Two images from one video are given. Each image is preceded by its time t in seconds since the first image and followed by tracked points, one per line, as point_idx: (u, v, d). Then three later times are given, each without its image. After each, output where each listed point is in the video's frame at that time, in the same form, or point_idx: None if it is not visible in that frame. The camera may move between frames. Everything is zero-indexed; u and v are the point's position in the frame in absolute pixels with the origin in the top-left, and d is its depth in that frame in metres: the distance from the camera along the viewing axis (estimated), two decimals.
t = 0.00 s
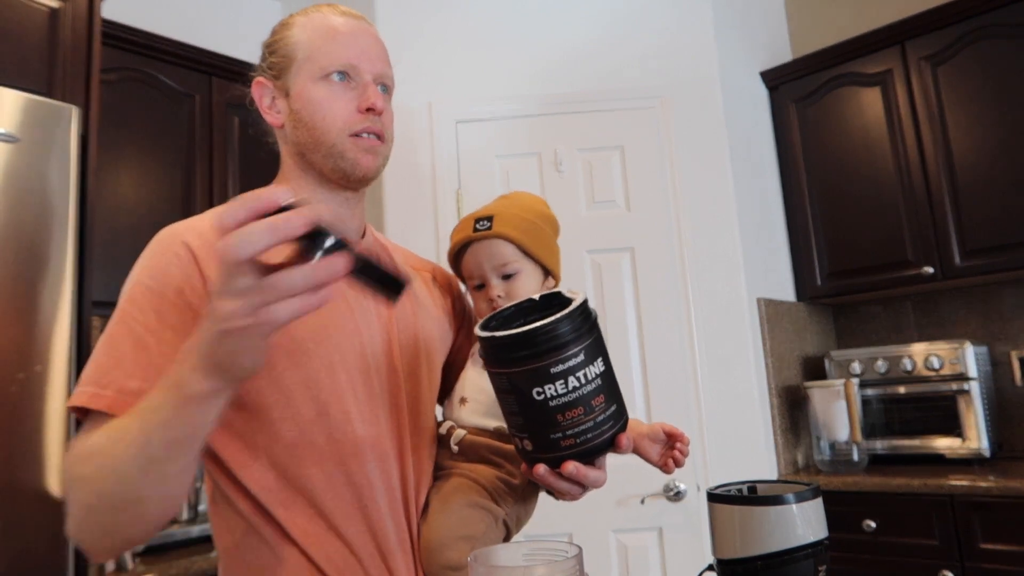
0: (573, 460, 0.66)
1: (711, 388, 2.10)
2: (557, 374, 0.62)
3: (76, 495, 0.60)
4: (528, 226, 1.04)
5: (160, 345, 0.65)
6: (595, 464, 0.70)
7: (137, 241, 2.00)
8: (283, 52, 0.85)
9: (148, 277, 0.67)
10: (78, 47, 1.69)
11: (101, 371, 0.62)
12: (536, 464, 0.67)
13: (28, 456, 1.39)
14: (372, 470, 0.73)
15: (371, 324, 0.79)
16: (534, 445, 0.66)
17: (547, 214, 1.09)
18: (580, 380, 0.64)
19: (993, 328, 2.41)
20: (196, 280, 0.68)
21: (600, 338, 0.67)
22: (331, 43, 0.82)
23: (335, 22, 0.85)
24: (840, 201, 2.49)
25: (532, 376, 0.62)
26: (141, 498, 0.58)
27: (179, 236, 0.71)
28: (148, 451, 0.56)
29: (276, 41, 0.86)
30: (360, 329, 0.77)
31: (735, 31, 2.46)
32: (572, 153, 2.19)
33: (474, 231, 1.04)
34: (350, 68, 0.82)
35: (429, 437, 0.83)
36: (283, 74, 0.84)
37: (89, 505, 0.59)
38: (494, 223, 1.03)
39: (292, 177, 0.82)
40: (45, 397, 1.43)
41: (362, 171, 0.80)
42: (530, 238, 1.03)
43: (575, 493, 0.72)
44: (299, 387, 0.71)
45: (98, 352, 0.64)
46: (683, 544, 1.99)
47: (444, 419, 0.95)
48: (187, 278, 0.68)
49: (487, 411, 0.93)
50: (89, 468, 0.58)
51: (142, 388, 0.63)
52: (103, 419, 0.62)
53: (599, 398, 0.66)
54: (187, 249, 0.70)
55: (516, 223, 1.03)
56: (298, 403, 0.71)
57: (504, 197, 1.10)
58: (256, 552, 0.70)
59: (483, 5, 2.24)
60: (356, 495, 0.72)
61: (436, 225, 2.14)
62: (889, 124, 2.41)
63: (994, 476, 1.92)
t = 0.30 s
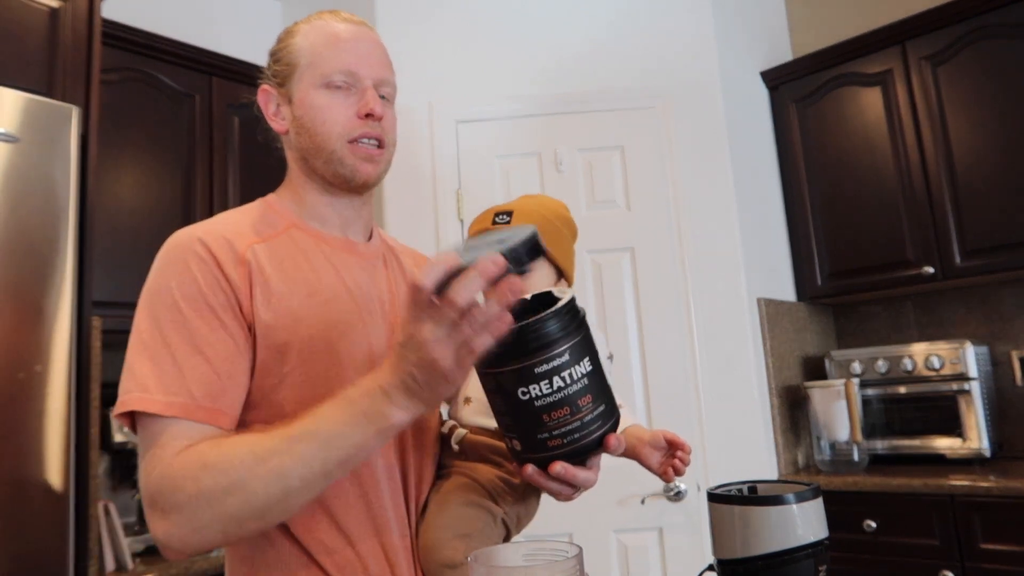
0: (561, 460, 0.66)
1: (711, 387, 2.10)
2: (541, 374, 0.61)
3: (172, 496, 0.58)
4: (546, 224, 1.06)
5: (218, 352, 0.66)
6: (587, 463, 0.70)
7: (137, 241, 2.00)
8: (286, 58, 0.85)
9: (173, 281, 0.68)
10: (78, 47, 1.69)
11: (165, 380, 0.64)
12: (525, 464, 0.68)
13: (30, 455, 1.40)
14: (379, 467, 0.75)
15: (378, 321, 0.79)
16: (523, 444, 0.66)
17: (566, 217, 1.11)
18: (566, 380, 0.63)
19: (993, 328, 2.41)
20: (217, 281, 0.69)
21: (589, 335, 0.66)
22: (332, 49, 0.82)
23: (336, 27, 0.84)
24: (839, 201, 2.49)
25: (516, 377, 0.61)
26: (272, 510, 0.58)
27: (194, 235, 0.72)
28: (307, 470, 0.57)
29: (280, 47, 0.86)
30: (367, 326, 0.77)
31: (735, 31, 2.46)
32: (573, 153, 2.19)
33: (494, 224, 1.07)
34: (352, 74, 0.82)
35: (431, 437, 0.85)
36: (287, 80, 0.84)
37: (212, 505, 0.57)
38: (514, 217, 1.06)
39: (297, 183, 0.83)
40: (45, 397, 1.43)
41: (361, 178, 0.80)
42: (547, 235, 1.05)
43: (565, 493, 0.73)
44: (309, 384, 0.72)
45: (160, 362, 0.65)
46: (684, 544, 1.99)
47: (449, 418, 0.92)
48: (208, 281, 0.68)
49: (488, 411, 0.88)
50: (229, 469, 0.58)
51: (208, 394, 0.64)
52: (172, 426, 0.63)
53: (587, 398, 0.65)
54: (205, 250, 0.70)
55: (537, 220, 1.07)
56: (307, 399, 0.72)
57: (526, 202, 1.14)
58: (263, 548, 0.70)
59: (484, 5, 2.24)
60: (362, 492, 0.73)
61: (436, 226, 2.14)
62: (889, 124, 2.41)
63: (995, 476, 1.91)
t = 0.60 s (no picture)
0: (558, 471, 0.64)
1: (711, 388, 2.10)
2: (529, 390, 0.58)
3: (175, 500, 0.60)
4: (556, 225, 1.06)
5: (222, 356, 0.66)
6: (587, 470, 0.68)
7: (137, 240, 2.00)
8: (304, 62, 0.84)
9: (183, 283, 0.68)
10: (78, 46, 1.69)
11: (167, 382, 0.64)
12: (524, 473, 0.66)
13: (30, 455, 1.39)
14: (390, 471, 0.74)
15: (386, 325, 0.78)
16: (521, 454, 0.63)
17: (572, 217, 1.11)
18: (560, 393, 0.59)
19: (994, 328, 2.40)
20: (226, 285, 0.69)
21: (586, 342, 0.60)
22: (351, 57, 0.81)
23: (355, 34, 0.83)
24: (839, 200, 2.49)
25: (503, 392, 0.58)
26: (266, 529, 0.59)
27: (204, 239, 0.72)
28: (308, 499, 0.59)
29: (297, 50, 0.86)
30: (375, 329, 0.76)
31: (735, 30, 2.45)
32: (573, 152, 2.19)
33: (503, 222, 1.05)
34: (371, 83, 0.81)
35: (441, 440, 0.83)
36: (305, 85, 0.84)
37: (210, 516, 0.59)
38: (525, 216, 1.05)
39: (310, 187, 0.83)
40: (45, 398, 1.43)
41: (377, 186, 0.81)
42: (557, 236, 1.06)
43: (568, 499, 0.72)
44: (317, 387, 0.71)
45: (163, 365, 0.65)
46: (684, 545, 1.99)
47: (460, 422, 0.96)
48: (219, 287, 0.68)
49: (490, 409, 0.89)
50: (233, 485, 0.59)
51: (210, 397, 0.65)
52: (174, 427, 0.64)
53: (584, 409, 0.61)
54: (215, 253, 0.70)
55: (547, 219, 1.06)
56: (315, 402, 0.71)
57: (532, 198, 1.13)
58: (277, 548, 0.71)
59: (485, 5, 2.24)
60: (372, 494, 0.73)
61: (436, 225, 2.13)
62: (890, 123, 2.41)
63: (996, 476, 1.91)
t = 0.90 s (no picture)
0: (615, 473, 0.64)
1: (711, 388, 2.10)
2: (590, 397, 0.58)
3: (176, 483, 0.61)
4: (563, 226, 1.06)
5: (226, 351, 0.67)
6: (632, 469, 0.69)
7: (137, 241, 2.00)
8: (323, 63, 0.83)
9: (194, 278, 0.68)
10: (78, 46, 1.69)
11: (169, 373, 0.64)
12: (580, 481, 0.65)
13: (30, 455, 1.39)
14: (396, 470, 0.74)
15: (394, 325, 0.78)
16: (572, 463, 0.62)
17: (580, 218, 1.11)
18: (613, 397, 0.60)
19: (994, 328, 2.40)
20: (237, 283, 0.69)
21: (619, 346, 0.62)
22: (370, 61, 0.81)
23: (373, 38, 0.83)
24: (839, 200, 2.49)
25: (566, 402, 0.57)
26: (270, 502, 0.61)
27: (218, 235, 0.72)
28: (308, 468, 0.61)
29: (313, 50, 0.85)
30: (384, 330, 0.77)
31: (735, 30, 2.45)
32: (573, 153, 2.19)
33: (511, 224, 1.05)
34: (389, 88, 0.81)
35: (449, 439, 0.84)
36: (321, 87, 0.83)
37: (213, 495, 0.60)
38: (533, 218, 1.05)
39: (320, 187, 0.83)
40: (45, 398, 1.43)
41: (392, 190, 0.81)
42: (564, 237, 1.06)
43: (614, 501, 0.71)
44: (326, 386, 0.72)
45: (165, 354, 0.65)
46: (684, 544, 1.99)
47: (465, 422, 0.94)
48: (229, 282, 0.69)
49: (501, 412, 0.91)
50: (235, 462, 0.61)
51: (212, 391, 0.65)
52: (174, 419, 0.64)
53: (632, 409, 0.62)
54: (228, 251, 0.71)
55: (553, 221, 1.06)
56: (324, 401, 0.72)
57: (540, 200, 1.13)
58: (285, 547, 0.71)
59: (485, 5, 2.24)
60: (378, 492, 0.73)
61: (436, 225, 2.13)
62: (890, 123, 2.41)
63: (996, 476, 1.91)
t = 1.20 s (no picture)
0: (610, 474, 0.64)
1: (712, 388, 2.10)
2: (588, 396, 0.58)
3: (170, 472, 0.60)
4: (582, 229, 1.06)
5: (226, 344, 0.66)
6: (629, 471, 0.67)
7: (137, 241, 2.00)
8: (330, 65, 0.84)
9: (201, 274, 0.68)
10: (78, 47, 1.69)
11: (167, 365, 0.64)
12: (574, 480, 0.65)
13: (31, 455, 1.39)
14: (398, 465, 0.74)
15: (400, 325, 0.78)
16: (567, 463, 0.63)
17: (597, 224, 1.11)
18: (610, 398, 0.60)
19: (996, 328, 2.40)
20: (244, 281, 0.70)
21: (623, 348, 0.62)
22: (378, 62, 0.81)
23: (381, 39, 0.83)
24: (840, 201, 2.49)
25: (563, 401, 0.58)
26: (257, 488, 0.60)
27: (225, 233, 0.73)
28: (297, 450, 0.60)
29: (323, 52, 0.85)
30: (390, 330, 0.77)
31: (736, 29, 2.45)
32: (573, 153, 2.19)
33: (530, 226, 1.05)
34: (397, 89, 0.81)
35: (455, 438, 0.83)
36: (330, 88, 0.83)
37: (206, 481, 0.59)
38: (551, 221, 1.05)
39: (329, 188, 0.83)
40: (45, 397, 1.43)
41: (399, 190, 0.81)
42: (582, 241, 1.06)
43: (610, 502, 0.69)
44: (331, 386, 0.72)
45: (167, 346, 0.65)
46: (685, 544, 1.99)
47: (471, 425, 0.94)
48: (234, 279, 0.69)
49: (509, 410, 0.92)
50: (224, 447, 0.60)
51: (209, 384, 0.64)
52: (171, 409, 0.64)
53: (630, 412, 0.62)
54: (236, 249, 0.71)
55: (572, 224, 1.06)
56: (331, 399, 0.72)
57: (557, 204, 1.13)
58: (289, 543, 0.70)
59: (486, 4, 2.24)
60: (381, 488, 0.72)
61: (436, 226, 2.13)
62: (891, 122, 2.40)
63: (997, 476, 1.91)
